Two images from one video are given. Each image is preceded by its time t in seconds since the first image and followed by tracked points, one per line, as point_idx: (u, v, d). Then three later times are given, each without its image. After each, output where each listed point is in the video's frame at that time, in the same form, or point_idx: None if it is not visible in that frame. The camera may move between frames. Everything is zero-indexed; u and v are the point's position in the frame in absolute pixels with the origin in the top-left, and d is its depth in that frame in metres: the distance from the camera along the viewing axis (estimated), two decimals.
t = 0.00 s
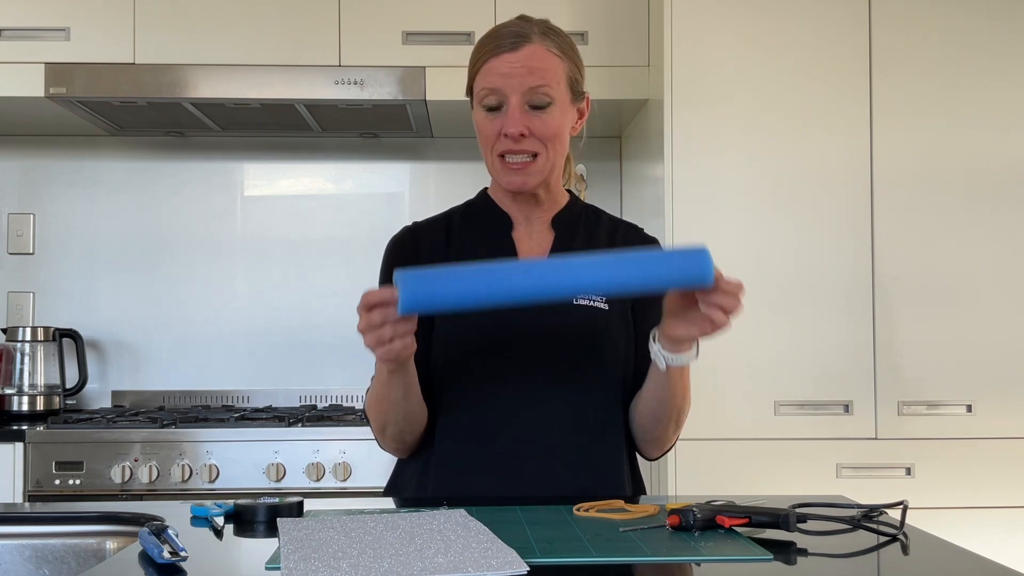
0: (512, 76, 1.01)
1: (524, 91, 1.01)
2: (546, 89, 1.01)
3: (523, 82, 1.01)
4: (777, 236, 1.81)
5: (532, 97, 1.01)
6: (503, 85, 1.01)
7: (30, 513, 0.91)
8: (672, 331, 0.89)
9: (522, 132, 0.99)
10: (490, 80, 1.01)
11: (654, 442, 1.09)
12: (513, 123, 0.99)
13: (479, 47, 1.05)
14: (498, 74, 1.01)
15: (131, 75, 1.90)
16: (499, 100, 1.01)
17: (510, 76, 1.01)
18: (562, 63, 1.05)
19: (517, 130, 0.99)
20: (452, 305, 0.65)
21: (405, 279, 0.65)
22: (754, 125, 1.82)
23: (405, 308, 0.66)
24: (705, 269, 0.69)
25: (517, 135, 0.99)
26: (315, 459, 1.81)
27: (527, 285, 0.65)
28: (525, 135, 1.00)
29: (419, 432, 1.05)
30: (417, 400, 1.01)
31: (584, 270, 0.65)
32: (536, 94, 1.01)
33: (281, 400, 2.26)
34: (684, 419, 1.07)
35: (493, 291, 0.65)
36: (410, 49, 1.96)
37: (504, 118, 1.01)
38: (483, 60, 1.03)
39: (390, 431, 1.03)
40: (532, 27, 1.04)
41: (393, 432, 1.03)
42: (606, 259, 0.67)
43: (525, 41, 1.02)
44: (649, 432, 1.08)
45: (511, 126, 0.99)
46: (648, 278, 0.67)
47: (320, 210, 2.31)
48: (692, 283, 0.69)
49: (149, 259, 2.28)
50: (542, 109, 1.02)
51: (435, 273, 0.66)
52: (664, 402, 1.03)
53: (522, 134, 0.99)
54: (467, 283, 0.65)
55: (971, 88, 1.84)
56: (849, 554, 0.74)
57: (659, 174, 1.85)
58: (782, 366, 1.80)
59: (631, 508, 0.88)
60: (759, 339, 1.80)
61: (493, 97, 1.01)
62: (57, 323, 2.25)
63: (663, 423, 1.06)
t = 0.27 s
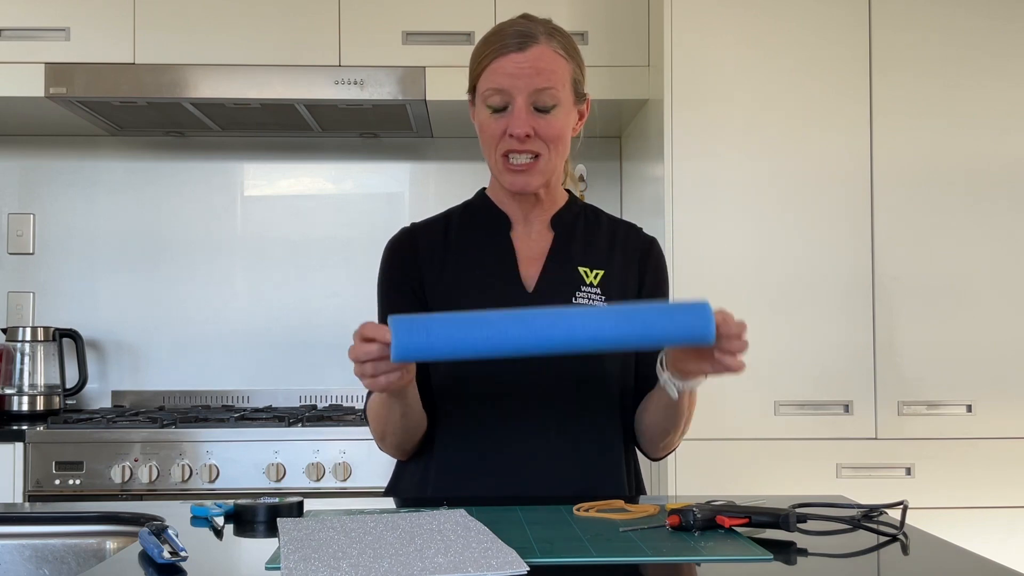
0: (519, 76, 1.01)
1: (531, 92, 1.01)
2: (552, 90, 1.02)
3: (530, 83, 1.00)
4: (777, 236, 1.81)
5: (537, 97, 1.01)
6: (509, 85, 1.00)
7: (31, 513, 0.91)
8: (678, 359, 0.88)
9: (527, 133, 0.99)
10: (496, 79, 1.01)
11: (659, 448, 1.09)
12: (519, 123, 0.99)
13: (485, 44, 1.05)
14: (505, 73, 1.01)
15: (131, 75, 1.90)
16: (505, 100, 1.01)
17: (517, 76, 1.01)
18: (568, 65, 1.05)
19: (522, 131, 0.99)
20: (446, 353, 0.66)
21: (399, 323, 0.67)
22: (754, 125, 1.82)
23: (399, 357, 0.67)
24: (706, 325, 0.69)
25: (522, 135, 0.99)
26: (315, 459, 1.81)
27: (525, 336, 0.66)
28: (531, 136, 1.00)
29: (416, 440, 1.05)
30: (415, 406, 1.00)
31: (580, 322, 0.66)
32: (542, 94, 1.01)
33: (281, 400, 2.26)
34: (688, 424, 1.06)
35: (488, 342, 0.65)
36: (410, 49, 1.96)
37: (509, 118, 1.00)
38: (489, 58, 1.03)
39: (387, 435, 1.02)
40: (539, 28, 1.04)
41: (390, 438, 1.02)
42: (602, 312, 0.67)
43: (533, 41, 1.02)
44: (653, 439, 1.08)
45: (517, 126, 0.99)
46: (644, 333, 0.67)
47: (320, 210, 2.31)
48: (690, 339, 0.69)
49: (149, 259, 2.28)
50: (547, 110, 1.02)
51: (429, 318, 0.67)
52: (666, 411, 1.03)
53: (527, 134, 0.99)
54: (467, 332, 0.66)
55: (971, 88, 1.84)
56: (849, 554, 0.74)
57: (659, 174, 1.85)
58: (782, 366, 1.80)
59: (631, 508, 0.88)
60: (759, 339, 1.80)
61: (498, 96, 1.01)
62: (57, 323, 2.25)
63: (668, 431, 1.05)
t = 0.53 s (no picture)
0: (519, 75, 1.00)
1: (531, 92, 1.01)
2: (552, 90, 1.02)
3: (530, 82, 1.00)
4: (778, 236, 1.81)
5: (537, 97, 1.01)
6: (509, 84, 1.00)
7: (31, 513, 0.91)
8: (655, 331, 0.92)
9: (527, 133, 0.99)
10: (496, 78, 1.01)
11: (655, 440, 1.10)
12: (519, 123, 0.99)
13: (486, 43, 1.05)
14: (505, 72, 1.00)
15: (131, 75, 1.90)
16: (505, 99, 1.01)
17: (517, 74, 1.00)
18: (567, 65, 1.05)
19: (522, 130, 0.99)
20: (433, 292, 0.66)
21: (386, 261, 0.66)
22: (754, 125, 1.82)
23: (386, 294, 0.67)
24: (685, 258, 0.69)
25: (522, 135, 0.99)
26: (315, 459, 1.81)
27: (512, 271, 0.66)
28: (530, 135, 1.00)
29: (414, 438, 1.05)
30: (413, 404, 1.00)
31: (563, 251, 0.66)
32: (542, 94, 1.01)
33: (281, 400, 2.26)
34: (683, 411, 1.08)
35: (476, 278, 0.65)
36: (410, 49, 1.96)
37: (509, 118, 1.00)
38: (490, 58, 1.03)
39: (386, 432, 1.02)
40: (540, 27, 1.04)
41: (388, 435, 1.03)
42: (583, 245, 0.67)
43: (533, 40, 1.02)
44: (647, 431, 1.09)
45: (517, 125, 0.99)
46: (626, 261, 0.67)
47: (320, 210, 2.31)
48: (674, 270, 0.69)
49: (149, 259, 2.28)
50: (547, 110, 1.02)
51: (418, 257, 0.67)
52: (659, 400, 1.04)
53: (527, 134, 0.99)
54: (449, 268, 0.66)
55: (972, 88, 1.84)
56: (849, 554, 0.74)
57: (659, 174, 1.85)
58: (782, 366, 1.80)
59: (631, 508, 0.88)
60: (759, 339, 1.80)
61: (498, 96, 1.01)
62: (57, 323, 2.25)
63: (663, 424, 1.07)
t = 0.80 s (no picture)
0: (518, 76, 1.00)
1: (530, 92, 1.00)
2: (551, 90, 1.02)
3: (529, 83, 1.00)
4: (778, 236, 1.81)
5: (536, 97, 1.01)
6: (508, 84, 1.00)
7: (30, 513, 0.91)
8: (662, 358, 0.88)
9: (526, 134, 0.99)
10: (495, 79, 1.01)
11: (652, 444, 1.09)
12: (518, 123, 0.99)
13: (485, 43, 1.04)
14: (504, 73, 1.01)
15: (131, 75, 1.90)
16: (504, 100, 1.01)
17: (516, 75, 1.00)
18: (567, 65, 1.05)
19: (521, 131, 0.99)
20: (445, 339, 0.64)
21: (400, 304, 0.64)
22: (754, 125, 1.82)
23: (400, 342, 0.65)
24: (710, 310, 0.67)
25: (521, 135, 0.99)
26: (315, 459, 1.81)
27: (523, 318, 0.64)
28: (530, 136, 1.00)
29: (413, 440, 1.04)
30: (416, 413, 0.99)
31: (584, 302, 0.64)
32: (541, 95, 1.01)
33: (281, 400, 2.26)
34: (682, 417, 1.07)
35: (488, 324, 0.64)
36: (410, 49, 1.96)
37: (508, 118, 1.00)
38: (489, 58, 1.03)
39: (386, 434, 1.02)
40: (538, 28, 1.04)
41: (388, 438, 1.02)
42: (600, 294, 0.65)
43: (532, 41, 1.02)
44: (646, 436, 1.08)
45: (516, 126, 0.99)
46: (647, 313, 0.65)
47: (320, 210, 2.31)
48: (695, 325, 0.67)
49: (149, 259, 2.28)
50: (546, 111, 1.02)
51: (433, 301, 0.65)
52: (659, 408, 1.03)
53: (526, 134, 0.99)
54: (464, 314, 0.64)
55: (972, 88, 1.84)
56: (849, 554, 0.74)
57: (659, 174, 1.85)
58: (782, 366, 1.80)
59: (631, 508, 0.88)
60: (759, 339, 1.80)
61: (497, 96, 1.01)
62: (57, 323, 2.25)
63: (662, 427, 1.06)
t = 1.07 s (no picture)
0: (518, 75, 1.00)
1: (530, 91, 1.00)
2: (551, 89, 1.02)
3: (529, 82, 1.00)
4: (778, 236, 1.81)
5: (536, 95, 1.01)
6: (508, 83, 1.00)
7: (31, 513, 0.91)
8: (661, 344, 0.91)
9: (527, 132, 0.99)
10: (495, 78, 1.01)
11: (654, 442, 1.09)
12: (518, 121, 0.99)
13: (485, 42, 1.04)
14: (503, 72, 1.01)
15: (131, 75, 1.90)
16: (504, 99, 1.01)
17: (516, 74, 1.00)
18: (566, 63, 1.05)
19: (522, 130, 0.99)
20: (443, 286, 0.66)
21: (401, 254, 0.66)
22: (754, 125, 1.82)
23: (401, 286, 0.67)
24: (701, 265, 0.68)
25: (522, 134, 0.99)
26: (315, 459, 1.81)
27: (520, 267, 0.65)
28: (530, 134, 1.00)
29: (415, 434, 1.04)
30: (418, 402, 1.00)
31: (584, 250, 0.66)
32: (541, 94, 1.01)
33: (281, 400, 2.26)
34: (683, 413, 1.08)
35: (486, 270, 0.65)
36: (410, 49, 1.96)
37: (508, 117, 1.00)
38: (489, 57, 1.03)
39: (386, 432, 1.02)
40: (537, 27, 1.04)
41: (389, 435, 1.02)
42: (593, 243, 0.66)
43: (531, 40, 1.03)
44: (646, 433, 1.08)
45: (517, 124, 0.99)
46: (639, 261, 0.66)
47: (320, 210, 2.31)
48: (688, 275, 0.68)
49: (149, 259, 2.28)
50: (547, 109, 1.02)
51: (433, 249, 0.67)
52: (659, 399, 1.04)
53: (527, 132, 0.99)
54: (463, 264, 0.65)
55: (971, 88, 1.84)
56: (849, 554, 0.74)
57: (659, 174, 1.85)
58: (782, 366, 1.80)
59: (631, 508, 0.88)
60: (759, 339, 1.80)
61: (497, 95, 1.01)
62: (57, 323, 2.25)
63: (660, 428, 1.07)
